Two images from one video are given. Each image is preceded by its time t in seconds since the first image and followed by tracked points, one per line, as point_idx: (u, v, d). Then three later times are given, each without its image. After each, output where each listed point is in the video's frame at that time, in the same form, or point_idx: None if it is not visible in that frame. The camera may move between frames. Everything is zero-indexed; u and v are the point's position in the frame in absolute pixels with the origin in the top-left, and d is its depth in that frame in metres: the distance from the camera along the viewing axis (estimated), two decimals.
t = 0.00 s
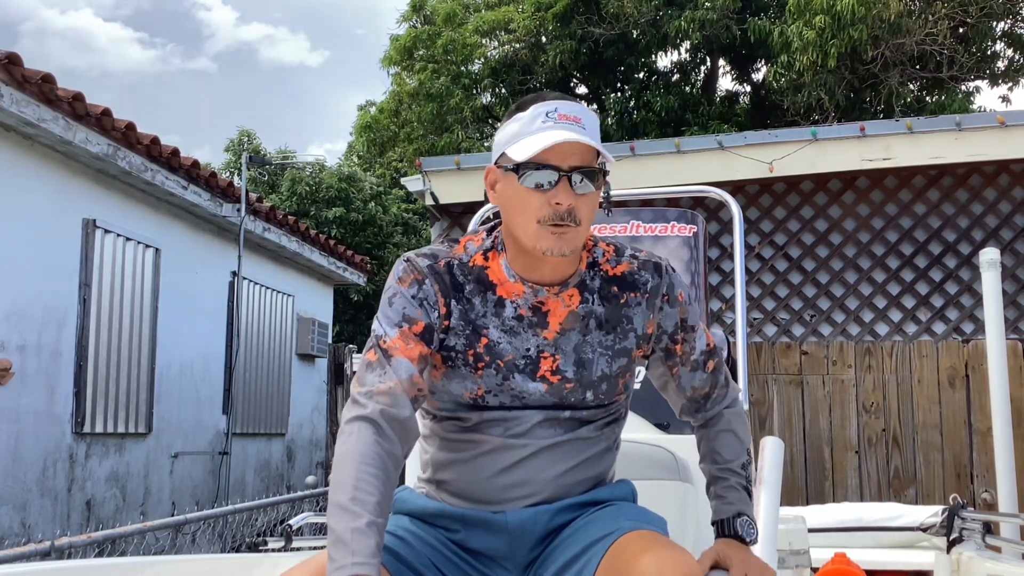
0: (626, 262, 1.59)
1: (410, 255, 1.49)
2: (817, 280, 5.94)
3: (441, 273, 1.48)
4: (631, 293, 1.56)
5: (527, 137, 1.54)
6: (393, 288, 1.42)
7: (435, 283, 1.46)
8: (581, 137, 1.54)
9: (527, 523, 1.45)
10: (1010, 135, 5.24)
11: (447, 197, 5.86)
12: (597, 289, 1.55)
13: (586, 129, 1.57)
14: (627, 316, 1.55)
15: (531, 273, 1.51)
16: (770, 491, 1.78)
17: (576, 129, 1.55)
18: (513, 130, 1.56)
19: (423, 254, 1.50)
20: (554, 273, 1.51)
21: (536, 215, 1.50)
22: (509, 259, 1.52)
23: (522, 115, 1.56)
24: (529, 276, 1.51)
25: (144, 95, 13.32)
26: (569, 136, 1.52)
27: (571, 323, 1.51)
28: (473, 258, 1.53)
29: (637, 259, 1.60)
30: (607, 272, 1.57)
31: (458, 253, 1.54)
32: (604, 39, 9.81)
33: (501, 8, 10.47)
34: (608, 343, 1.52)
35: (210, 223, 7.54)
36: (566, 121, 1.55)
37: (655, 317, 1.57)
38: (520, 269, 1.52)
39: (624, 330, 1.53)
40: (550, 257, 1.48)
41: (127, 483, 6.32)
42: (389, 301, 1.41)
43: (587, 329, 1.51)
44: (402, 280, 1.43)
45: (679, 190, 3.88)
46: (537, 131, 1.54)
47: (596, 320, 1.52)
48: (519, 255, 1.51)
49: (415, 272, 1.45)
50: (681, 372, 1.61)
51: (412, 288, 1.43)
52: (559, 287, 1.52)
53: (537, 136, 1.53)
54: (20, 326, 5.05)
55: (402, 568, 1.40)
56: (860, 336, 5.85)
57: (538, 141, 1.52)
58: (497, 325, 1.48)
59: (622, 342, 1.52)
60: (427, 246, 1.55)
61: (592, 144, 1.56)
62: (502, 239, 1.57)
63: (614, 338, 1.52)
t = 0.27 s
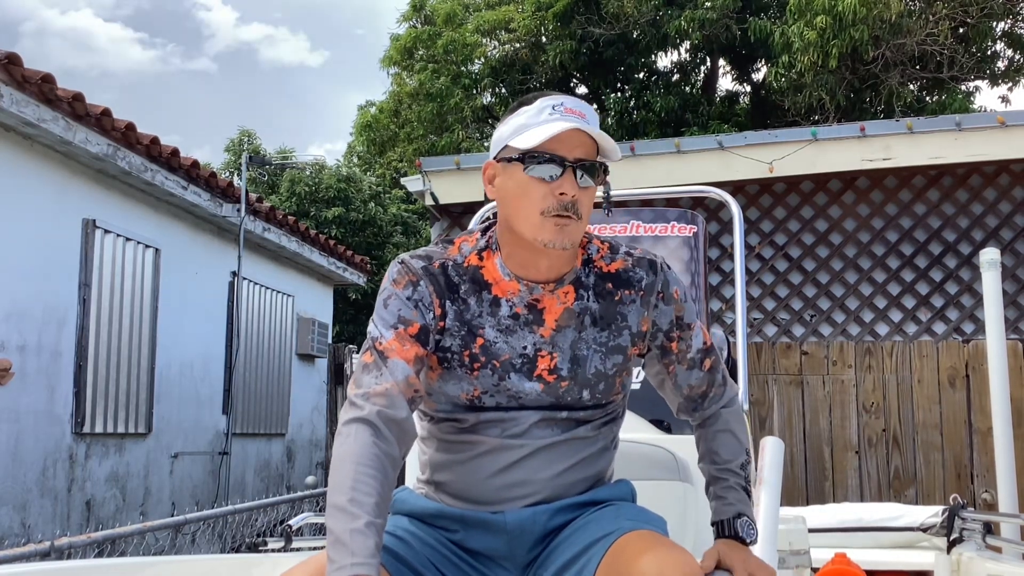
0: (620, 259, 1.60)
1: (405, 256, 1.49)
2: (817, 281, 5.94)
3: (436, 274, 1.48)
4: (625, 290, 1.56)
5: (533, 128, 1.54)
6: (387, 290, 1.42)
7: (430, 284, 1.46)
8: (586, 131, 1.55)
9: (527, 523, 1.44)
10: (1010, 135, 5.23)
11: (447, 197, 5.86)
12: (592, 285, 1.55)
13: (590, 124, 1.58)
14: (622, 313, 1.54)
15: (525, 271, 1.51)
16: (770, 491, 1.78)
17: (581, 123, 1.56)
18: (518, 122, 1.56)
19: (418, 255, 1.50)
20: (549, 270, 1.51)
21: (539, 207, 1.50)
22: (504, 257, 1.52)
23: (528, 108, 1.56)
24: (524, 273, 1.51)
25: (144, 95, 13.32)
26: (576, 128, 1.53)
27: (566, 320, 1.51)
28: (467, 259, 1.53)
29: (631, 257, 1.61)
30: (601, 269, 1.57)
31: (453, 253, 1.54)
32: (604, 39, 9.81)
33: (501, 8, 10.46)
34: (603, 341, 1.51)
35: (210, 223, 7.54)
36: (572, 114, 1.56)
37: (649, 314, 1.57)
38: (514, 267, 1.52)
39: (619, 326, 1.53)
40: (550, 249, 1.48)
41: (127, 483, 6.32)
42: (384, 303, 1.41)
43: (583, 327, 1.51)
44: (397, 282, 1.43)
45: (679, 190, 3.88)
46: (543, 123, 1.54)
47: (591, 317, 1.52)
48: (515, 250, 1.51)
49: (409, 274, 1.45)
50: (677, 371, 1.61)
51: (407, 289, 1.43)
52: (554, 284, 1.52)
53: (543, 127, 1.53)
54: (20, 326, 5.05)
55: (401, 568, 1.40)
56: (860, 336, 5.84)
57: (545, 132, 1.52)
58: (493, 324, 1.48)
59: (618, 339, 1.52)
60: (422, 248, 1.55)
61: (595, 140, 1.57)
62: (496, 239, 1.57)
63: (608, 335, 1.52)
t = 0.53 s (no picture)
0: (621, 260, 1.60)
1: (406, 256, 1.49)
2: (817, 281, 5.94)
3: (437, 274, 1.48)
4: (626, 290, 1.56)
5: (533, 128, 1.54)
6: (388, 290, 1.42)
7: (430, 284, 1.46)
8: (587, 131, 1.55)
9: (527, 522, 1.44)
10: (1009, 135, 5.24)
11: (447, 197, 5.86)
12: (593, 285, 1.55)
13: (591, 124, 1.58)
14: (622, 313, 1.54)
15: (526, 271, 1.51)
16: (770, 492, 1.78)
17: (582, 123, 1.56)
18: (519, 123, 1.57)
19: (419, 255, 1.50)
20: (550, 270, 1.51)
21: (539, 207, 1.50)
22: (505, 257, 1.52)
23: (529, 108, 1.57)
24: (525, 274, 1.51)
25: (144, 96, 13.32)
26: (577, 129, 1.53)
27: (566, 320, 1.51)
28: (468, 259, 1.53)
29: (632, 257, 1.61)
30: (602, 269, 1.57)
31: (454, 253, 1.54)
32: (604, 39, 9.80)
33: (501, 9, 10.46)
34: (603, 340, 1.51)
35: (210, 223, 7.54)
36: (573, 115, 1.56)
37: (650, 314, 1.57)
38: (516, 267, 1.52)
39: (619, 327, 1.53)
40: (551, 249, 1.48)
41: (127, 483, 6.32)
42: (385, 303, 1.41)
43: (583, 327, 1.51)
44: (398, 282, 1.43)
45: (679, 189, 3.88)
46: (544, 123, 1.54)
47: (591, 317, 1.52)
48: (516, 250, 1.51)
49: (410, 273, 1.45)
50: (678, 371, 1.61)
51: (408, 289, 1.42)
52: (554, 284, 1.52)
53: (543, 128, 1.53)
54: (20, 326, 5.05)
55: (400, 568, 1.40)
56: (860, 336, 5.84)
57: (545, 132, 1.52)
58: (494, 324, 1.48)
59: (618, 339, 1.52)
60: (423, 248, 1.55)
61: (596, 140, 1.57)
62: (497, 238, 1.57)
63: (609, 335, 1.52)
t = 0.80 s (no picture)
0: (626, 263, 1.60)
1: (410, 255, 1.49)
2: (817, 281, 5.94)
3: (441, 273, 1.48)
4: (630, 293, 1.56)
5: (548, 138, 1.53)
6: (393, 288, 1.41)
7: (435, 283, 1.46)
8: (602, 143, 1.54)
9: (527, 522, 1.44)
10: (1009, 136, 5.24)
11: (446, 197, 5.86)
12: (598, 289, 1.55)
13: (606, 135, 1.57)
14: (627, 316, 1.55)
15: (532, 275, 1.51)
16: (771, 491, 1.78)
17: (597, 135, 1.55)
18: (533, 130, 1.55)
19: (423, 254, 1.50)
20: (555, 275, 1.51)
21: (550, 218, 1.49)
22: (510, 259, 1.52)
23: (545, 116, 1.55)
24: (530, 277, 1.51)
25: (144, 96, 13.32)
26: (592, 142, 1.52)
27: (570, 323, 1.50)
28: (473, 259, 1.53)
29: (637, 260, 1.61)
30: (607, 273, 1.57)
31: (458, 253, 1.54)
32: (604, 39, 9.80)
33: (501, 9, 10.46)
34: (606, 342, 1.52)
35: (210, 223, 7.54)
36: (588, 126, 1.55)
37: (654, 317, 1.58)
38: (522, 271, 1.51)
39: (623, 330, 1.53)
40: (560, 261, 1.48)
41: (127, 483, 6.32)
42: (389, 301, 1.40)
43: (587, 329, 1.51)
44: (402, 281, 1.43)
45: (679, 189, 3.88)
46: (558, 134, 1.53)
47: (595, 320, 1.52)
48: (523, 256, 1.51)
49: (415, 273, 1.45)
50: (681, 374, 1.61)
51: (412, 288, 1.42)
52: (560, 288, 1.52)
53: (559, 139, 1.52)
54: (19, 326, 5.05)
55: (401, 568, 1.40)
56: (860, 336, 5.84)
57: (560, 144, 1.51)
58: (498, 325, 1.48)
59: (621, 342, 1.52)
60: (428, 247, 1.55)
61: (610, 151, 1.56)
62: (502, 239, 1.57)
63: (612, 338, 1.52)
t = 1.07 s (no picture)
0: (626, 263, 1.60)
1: (411, 254, 1.49)
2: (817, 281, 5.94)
3: (442, 273, 1.48)
4: (631, 294, 1.56)
5: (589, 161, 1.51)
6: (393, 288, 1.41)
7: (435, 283, 1.46)
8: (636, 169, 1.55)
9: (527, 522, 1.44)
10: (1009, 136, 5.24)
11: (446, 197, 5.86)
12: (599, 289, 1.55)
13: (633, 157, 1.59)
14: (628, 316, 1.55)
15: (539, 275, 1.51)
16: (770, 492, 1.78)
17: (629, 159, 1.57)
18: (571, 149, 1.51)
19: (424, 253, 1.50)
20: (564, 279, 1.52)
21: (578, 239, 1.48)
22: (517, 258, 1.52)
23: (585, 136, 1.52)
24: (536, 277, 1.51)
25: (144, 96, 13.30)
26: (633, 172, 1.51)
27: (572, 322, 1.50)
28: (474, 259, 1.53)
29: (636, 261, 1.61)
30: (609, 272, 1.57)
31: (459, 253, 1.54)
32: (604, 39, 9.80)
33: (501, 9, 10.45)
34: (607, 342, 1.52)
35: (209, 223, 7.54)
36: (624, 151, 1.56)
37: (654, 318, 1.58)
38: (529, 270, 1.51)
39: (624, 330, 1.54)
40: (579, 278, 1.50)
41: (127, 483, 6.32)
42: (389, 300, 1.40)
43: (588, 329, 1.51)
44: (403, 280, 1.43)
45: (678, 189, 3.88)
46: (600, 159, 1.51)
47: (596, 320, 1.52)
48: (538, 262, 1.50)
49: (416, 272, 1.45)
50: (680, 375, 1.61)
51: (413, 288, 1.42)
52: (563, 287, 1.52)
53: (601, 165, 1.51)
54: (19, 327, 5.05)
55: (400, 568, 1.40)
56: (860, 336, 5.84)
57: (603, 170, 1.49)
58: (499, 325, 1.48)
59: (621, 342, 1.53)
60: (428, 246, 1.55)
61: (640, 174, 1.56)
62: (504, 238, 1.56)
63: (613, 338, 1.52)
